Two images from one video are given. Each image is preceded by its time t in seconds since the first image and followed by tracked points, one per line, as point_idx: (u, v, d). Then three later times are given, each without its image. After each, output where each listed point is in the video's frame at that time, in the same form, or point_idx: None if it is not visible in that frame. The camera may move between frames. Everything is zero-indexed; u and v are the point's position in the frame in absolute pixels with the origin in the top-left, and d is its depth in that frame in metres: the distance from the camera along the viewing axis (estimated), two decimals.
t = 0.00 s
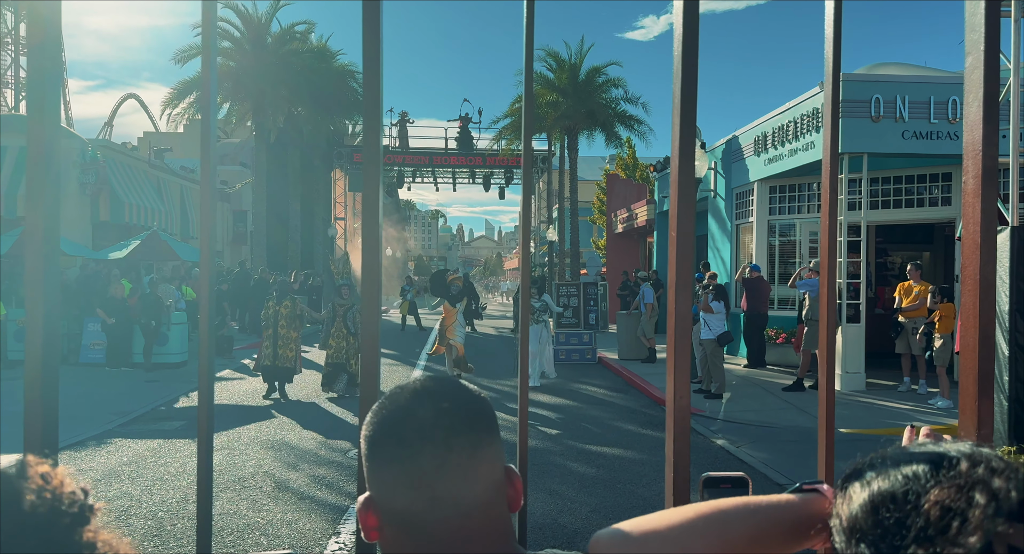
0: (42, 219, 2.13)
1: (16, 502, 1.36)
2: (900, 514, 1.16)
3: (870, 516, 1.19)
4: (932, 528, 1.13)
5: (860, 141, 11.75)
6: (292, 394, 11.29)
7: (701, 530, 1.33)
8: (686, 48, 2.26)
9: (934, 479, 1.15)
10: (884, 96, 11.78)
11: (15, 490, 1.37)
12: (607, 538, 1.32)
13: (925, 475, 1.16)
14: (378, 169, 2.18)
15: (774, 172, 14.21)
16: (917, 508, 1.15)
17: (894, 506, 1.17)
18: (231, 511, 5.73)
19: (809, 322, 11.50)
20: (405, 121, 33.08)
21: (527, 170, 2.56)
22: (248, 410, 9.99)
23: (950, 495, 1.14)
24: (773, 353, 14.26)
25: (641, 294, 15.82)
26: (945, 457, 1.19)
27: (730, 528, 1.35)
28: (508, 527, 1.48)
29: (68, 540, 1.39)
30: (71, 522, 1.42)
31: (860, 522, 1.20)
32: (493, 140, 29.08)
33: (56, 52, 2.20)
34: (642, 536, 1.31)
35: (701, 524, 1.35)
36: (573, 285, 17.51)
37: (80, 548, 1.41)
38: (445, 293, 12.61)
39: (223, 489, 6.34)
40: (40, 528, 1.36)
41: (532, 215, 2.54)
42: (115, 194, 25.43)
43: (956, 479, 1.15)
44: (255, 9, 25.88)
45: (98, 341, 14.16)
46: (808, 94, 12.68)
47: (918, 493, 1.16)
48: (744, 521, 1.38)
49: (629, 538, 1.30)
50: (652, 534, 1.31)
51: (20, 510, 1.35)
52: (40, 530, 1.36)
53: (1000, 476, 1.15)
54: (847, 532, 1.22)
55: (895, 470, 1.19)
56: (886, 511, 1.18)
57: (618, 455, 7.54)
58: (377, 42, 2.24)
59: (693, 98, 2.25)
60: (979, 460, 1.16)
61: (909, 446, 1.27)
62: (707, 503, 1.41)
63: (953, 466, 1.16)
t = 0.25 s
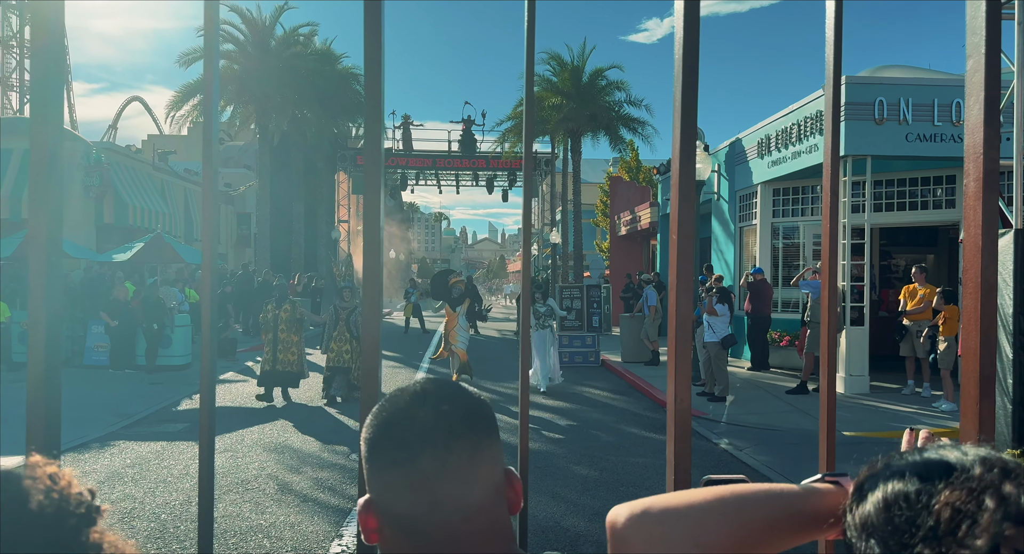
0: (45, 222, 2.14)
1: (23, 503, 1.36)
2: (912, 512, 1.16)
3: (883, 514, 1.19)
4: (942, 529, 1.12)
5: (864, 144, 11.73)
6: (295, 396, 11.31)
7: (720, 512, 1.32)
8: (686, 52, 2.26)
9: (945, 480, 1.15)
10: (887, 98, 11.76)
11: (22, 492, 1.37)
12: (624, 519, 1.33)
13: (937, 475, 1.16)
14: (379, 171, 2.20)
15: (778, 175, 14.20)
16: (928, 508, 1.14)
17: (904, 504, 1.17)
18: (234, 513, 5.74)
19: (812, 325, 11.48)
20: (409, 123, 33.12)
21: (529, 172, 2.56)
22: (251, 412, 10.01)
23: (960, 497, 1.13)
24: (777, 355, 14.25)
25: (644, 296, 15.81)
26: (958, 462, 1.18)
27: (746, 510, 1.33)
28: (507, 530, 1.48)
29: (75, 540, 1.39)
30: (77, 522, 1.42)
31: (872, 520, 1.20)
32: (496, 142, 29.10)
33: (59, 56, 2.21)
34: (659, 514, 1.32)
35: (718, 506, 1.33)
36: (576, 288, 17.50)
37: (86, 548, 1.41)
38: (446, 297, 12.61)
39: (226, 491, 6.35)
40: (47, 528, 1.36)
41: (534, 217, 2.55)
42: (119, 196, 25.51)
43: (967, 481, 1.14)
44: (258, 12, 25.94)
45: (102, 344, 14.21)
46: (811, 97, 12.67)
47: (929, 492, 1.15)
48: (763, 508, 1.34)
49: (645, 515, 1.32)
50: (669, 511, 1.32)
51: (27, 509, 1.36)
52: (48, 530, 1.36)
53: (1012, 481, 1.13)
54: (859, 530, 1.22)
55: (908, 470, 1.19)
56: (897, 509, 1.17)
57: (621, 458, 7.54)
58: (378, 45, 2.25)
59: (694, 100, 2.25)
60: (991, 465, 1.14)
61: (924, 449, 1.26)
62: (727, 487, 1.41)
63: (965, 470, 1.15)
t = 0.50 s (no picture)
0: (45, 225, 2.15)
1: (16, 502, 1.37)
2: (920, 516, 1.13)
3: (893, 517, 1.16)
4: (952, 534, 1.09)
5: (868, 147, 11.70)
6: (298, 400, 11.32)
7: (729, 503, 1.32)
8: (686, 54, 2.27)
9: (956, 485, 1.11)
10: (890, 101, 11.76)
11: (16, 490, 1.38)
12: (633, 511, 1.34)
13: (950, 480, 1.12)
14: (379, 173, 2.20)
15: (781, 178, 14.18)
16: (938, 514, 1.11)
17: (915, 508, 1.14)
18: (237, 515, 5.75)
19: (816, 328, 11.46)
20: (412, 126, 33.18)
21: (529, 172, 2.56)
22: (254, 415, 10.03)
23: (971, 503, 1.09)
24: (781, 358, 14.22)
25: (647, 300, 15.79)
26: (970, 467, 1.13)
27: (759, 505, 1.32)
28: (507, 532, 1.48)
29: (68, 540, 1.40)
30: (71, 521, 1.42)
31: (881, 525, 1.17)
32: (500, 145, 29.13)
33: (59, 61, 2.22)
34: (667, 504, 1.32)
35: (729, 499, 1.32)
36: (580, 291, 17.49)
37: (81, 547, 1.42)
38: (448, 300, 12.62)
39: (229, 493, 6.36)
40: (39, 528, 1.37)
41: (534, 219, 2.55)
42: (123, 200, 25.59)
43: (979, 488, 1.10)
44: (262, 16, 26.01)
45: (106, 346, 14.24)
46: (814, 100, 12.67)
47: (939, 498, 1.12)
48: (774, 502, 1.33)
49: (654, 503, 1.32)
50: (678, 499, 1.32)
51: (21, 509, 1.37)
52: (41, 529, 1.37)
53: None
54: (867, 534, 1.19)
55: (917, 475, 1.16)
56: (907, 514, 1.14)
57: (624, 461, 7.54)
58: (378, 46, 2.25)
59: (694, 102, 2.25)
60: (1004, 471, 1.10)
61: (939, 450, 1.22)
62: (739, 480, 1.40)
63: (978, 476, 1.11)
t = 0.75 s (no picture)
0: (48, 228, 2.16)
1: (13, 503, 1.38)
2: (911, 519, 1.13)
3: (887, 519, 1.16)
4: (943, 537, 1.09)
5: (871, 150, 11.69)
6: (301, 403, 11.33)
7: (729, 501, 1.32)
8: (686, 57, 2.27)
9: (946, 488, 1.12)
10: (893, 104, 11.74)
11: (15, 492, 1.39)
12: (634, 507, 1.33)
13: (943, 483, 1.13)
14: (379, 177, 2.23)
15: (784, 180, 14.17)
16: (931, 516, 1.11)
17: (906, 511, 1.14)
18: (240, 518, 5.76)
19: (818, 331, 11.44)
20: (415, 129, 33.22)
21: (529, 176, 2.56)
22: (257, 418, 10.04)
23: (961, 507, 1.09)
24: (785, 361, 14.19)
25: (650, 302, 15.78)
26: (963, 471, 1.13)
27: (758, 506, 1.33)
28: (508, 535, 1.48)
29: (65, 542, 1.40)
30: (69, 522, 1.43)
31: (876, 527, 1.17)
32: (503, 148, 29.15)
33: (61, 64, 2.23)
34: (668, 500, 1.32)
35: (729, 499, 1.32)
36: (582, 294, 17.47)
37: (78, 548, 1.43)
38: (450, 304, 12.61)
39: (232, 496, 6.37)
40: (36, 530, 1.38)
41: (534, 223, 2.55)
42: (127, 203, 25.65)
43: (970, 490, 1.10)
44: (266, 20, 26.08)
45: (109, 349, 14.26)
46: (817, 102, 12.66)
47: (930, 501, 1.12)
48: (772, 503, 1.34)
49: (655, 500, 1.32)
50: (680, 495, 1.32)
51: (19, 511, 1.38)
52: (37, 531, 1.38)
53: (1017, 490, 1.08)
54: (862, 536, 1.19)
55: (910, 480, 1.16)
56: (900, 516, 1.15)
57: (627, 465, 7.53)
58: (378, 50, 2.26)
59: (694, 106, 2.26)
60: (996, 474, 1.10)
61: (935, 456, 1.22)
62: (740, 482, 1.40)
63: (968, 479, 1.11)
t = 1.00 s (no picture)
0: (49, 231, 2.17)
1: (6, 504, 1.40)
2: (903, 515, 1.14)
3: (880, 519, 1.16)
4: (934, 536, 1.09)
5: (874, 152, 11.67)
6: (303, 406, 11.34)
7: (730, 498, 1.32)
8: (685, 60, 2.27)
9: (938, 487, 1.12)
10: (896, 106, 11.73)
11: (9, 493, 1.41)
12: (633, 500, 1.33)
13: (935, 483, 1.13)
14: (379, 181, 2.24)
15: (787, 183, 14.15)
16: (924, 514, 1.11)
17: (899, 509, 1.14)
18: (241, 521, 5.76)
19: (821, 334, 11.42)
20: (419, 132, 33.26)
21: (528, 178, 2.56)
22: (259, 420, 10.04)
23: (952, 505, 1.09)
24: (788, 364, 14.16)
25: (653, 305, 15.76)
26: (956, 470, 1.14)
27: (756, 503, 1.32)
28: (505, 537, 1.48)
29: (56, 542, 1.42)
30: (61, 522, 1.44)
31: (870, 528, 1.17)
32: (506, 151, 29.17)
33: (62, 66, 2.24)
34: (667, 494, 1.32)
35: (727, 494, 1.32)
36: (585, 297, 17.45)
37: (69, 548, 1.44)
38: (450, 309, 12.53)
39: (234, 499, 6.37)
40: (27, 530, 1.40)
41: (533, 225, 2.55)
42: (131, 206, 25.70)
43: (961, 489, 1.10)
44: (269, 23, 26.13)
45: (113, 351, 14.28)
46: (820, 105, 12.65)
47: (923, 500, 1.13)
48: (771, 500, 1.33)
49: (654, 491, 1.32)
50: (679, 491, 1.32)
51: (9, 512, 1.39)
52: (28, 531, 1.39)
53: (1009, 490, 1.08)
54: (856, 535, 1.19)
55: (905, 481, 1.16)
56: (893, 516, 1.15)
57: (629, 467, 7.52)
58: (377, 54, 2.27)
59: (693, 109, 2.26)
60: (987, 473, 1.10)
61: (932, 455, 1.22)
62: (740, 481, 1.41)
63: (960, 479, 1.11)
